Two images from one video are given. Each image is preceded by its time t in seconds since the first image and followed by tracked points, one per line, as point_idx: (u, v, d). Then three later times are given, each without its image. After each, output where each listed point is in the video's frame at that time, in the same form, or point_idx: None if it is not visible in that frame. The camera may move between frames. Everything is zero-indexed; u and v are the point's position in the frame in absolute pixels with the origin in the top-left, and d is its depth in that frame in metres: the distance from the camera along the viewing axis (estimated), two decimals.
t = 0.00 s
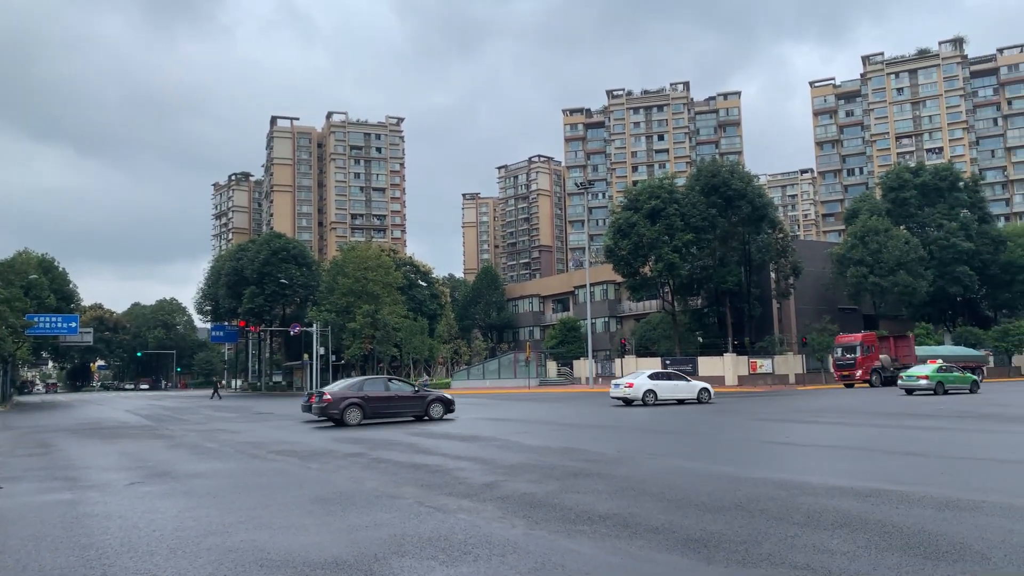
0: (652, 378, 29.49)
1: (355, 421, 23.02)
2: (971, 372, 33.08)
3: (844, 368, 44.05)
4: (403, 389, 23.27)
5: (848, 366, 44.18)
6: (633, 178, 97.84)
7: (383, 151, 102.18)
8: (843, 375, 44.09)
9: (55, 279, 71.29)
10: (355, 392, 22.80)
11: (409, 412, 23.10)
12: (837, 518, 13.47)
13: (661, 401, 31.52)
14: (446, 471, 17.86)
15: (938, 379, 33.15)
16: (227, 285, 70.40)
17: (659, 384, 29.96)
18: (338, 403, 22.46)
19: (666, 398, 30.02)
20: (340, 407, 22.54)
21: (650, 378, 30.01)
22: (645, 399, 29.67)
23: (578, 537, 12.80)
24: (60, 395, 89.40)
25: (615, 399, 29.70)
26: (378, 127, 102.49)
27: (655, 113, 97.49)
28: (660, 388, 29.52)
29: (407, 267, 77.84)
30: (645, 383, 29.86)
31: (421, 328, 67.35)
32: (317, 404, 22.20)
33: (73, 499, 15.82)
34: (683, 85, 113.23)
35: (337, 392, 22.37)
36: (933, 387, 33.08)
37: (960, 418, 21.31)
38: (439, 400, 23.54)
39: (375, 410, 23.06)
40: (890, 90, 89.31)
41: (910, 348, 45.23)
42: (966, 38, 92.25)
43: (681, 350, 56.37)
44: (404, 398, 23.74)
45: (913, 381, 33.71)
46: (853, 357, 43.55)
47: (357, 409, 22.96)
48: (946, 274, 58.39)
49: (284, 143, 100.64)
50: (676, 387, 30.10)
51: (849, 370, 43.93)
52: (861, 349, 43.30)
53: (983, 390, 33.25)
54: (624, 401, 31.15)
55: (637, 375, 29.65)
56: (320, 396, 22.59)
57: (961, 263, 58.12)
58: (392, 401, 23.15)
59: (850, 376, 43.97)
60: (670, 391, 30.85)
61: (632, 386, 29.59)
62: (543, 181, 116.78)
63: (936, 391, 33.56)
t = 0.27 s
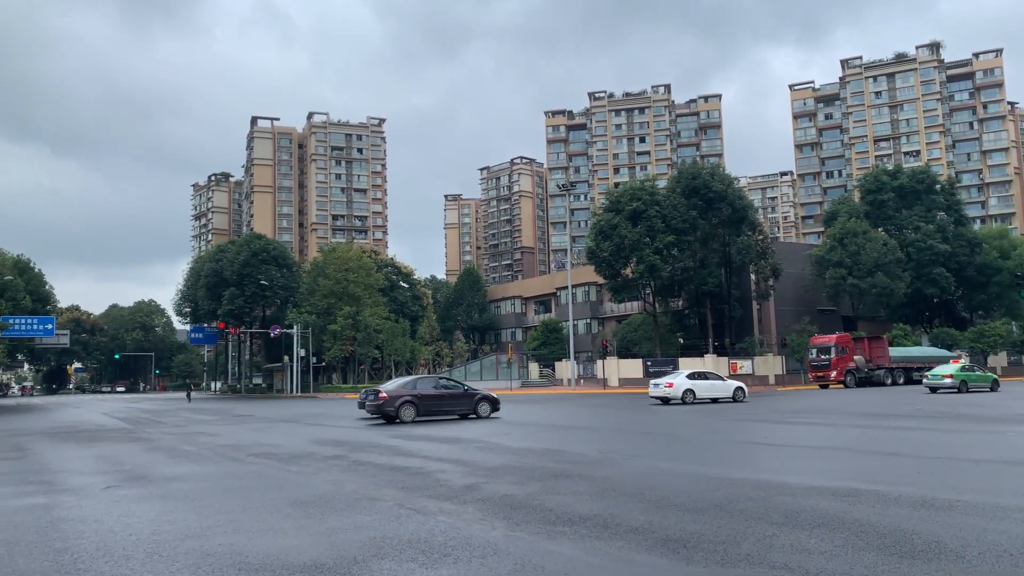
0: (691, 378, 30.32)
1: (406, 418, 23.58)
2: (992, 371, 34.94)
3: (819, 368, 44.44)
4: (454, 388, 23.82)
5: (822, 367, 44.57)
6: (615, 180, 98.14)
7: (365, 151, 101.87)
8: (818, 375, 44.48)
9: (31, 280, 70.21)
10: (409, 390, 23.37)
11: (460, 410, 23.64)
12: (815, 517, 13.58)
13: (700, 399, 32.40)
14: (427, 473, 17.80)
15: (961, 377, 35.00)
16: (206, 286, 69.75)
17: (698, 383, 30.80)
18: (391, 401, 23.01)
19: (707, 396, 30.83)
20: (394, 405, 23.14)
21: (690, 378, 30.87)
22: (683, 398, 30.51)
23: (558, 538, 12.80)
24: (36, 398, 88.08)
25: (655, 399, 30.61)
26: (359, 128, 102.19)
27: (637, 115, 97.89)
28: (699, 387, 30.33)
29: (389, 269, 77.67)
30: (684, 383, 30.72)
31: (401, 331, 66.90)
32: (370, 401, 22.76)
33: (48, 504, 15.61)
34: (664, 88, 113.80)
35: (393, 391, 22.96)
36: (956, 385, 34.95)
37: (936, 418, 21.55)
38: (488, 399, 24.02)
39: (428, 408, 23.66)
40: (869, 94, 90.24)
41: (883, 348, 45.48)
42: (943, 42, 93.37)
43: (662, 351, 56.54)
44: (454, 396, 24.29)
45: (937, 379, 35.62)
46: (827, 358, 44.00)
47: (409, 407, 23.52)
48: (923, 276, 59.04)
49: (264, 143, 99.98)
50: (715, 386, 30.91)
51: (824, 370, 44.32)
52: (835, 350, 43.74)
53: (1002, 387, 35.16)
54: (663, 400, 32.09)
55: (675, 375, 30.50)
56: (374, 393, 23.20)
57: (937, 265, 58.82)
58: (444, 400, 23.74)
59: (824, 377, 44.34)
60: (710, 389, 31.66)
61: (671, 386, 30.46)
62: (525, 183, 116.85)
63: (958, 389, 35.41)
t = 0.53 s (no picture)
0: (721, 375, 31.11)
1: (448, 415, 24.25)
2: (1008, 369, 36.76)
3: (797, 368, 44.77)
4: (494, 386, 24.51)
5: (801, 367, 44.92)
6: (599, 180, 98.38)
7: (348, 151, 101.57)
8: (797, 375, 44.82)
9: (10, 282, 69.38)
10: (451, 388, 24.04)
11: (500, 408, 24.30)
12: (797, 516, 13.66)
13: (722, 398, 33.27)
14: (411, 474, 17.76)
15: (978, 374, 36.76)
16: (188, 287, 69.21)
17: (728, 380, 31.71)
18: (434, 398, 23.67)
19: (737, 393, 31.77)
20: (437, 402, 23.80)
21: (720, 375, 31.77)
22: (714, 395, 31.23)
23: (541, 538, 12.81)
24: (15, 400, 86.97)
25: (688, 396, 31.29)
26: (343, 128, 101.90)
27: (621, 116, 98.18)
28: (730, 384, 31.09)
29: (373, 269, 77.49)
30: (716, 380, 31.57)
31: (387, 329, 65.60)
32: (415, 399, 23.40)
33: (27, 507, 15.44)
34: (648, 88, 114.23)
35: (437, 388, 23.61)
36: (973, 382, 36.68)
37: (916, 417, 21.77)
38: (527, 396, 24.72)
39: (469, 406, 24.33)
40: (850, 96, 90.96)
41: (861, 348, 45.97)
42: (922, 44, 94.22)
43: (646, 351, 56.71)
44: (493, 395, 24.93)
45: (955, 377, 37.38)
46: (806, 358, 44.35)
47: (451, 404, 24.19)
48: (904, 276, 59.65)
49: (247, 143, 99.44)
50: (743, 383, 31.88)
51: (802, 370, 44.67)
52: (814, 350, 44.10)
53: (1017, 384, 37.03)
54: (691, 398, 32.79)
55: (706, 372, 31.32)
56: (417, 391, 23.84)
57: (918, 265, 59.41)
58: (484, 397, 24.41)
59: (803, 376, 44.66)
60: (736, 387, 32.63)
61: (704, 382, 31.26)
62: (510, 183, 116.90)
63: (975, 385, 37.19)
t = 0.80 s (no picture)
0: (751, 371, 32.14)
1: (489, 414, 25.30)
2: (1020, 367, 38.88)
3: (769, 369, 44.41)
4: (534, 385, 25.58)
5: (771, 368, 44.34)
6: (578, 181, 98.70)
7: (327, 152, 101.07)
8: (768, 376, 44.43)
9: None
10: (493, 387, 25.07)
11: (539, 407, 25.35)
12: (773, 515, 13.73)
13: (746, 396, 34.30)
14: (390, 476, 17.72)
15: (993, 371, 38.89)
16: (164, 289, 68.49)
17: (756, 378, 32.69)
18: (477, 397, 24.67)
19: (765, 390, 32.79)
20: (481, 401, 24.83)
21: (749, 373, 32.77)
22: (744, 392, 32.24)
23: (520, 539, 12.81)
24: None
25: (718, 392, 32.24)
26: (321, 128, 101.43)
27: (600, 118, 98.71)
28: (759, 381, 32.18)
29: (352, 270, 77.21)
30: (745, 378, 32.56)
31: (366, 333, 65.91)
32: (459, 397, 24.39)
33: None
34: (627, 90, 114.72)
35: (480, 387, 24.61)
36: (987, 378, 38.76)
37: (892, 416, 22.04)
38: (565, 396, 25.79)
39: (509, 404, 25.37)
40: (826, 98, 91.99)
41: (832, 347, 46.61)
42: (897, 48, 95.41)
43: (624, 352, 56.94)
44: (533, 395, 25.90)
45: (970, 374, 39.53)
46: (777, 358, 44.10)
47: (494, 402, 25.24)
48: (879, 277, 60.34)
49: (224, 144, 98.65)
50: (770, 380, 32.92)
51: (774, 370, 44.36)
52: (785, 349, 43.97)
53: None
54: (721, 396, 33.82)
55: (736, 369, 32.31)
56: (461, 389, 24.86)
57: (892, 265, 60.13)
58: (524, 396, 25.47)
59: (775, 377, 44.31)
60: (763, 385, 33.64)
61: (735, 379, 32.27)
62: (490, 184, 116.88)
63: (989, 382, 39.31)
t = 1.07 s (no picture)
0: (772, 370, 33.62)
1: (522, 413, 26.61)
2: None
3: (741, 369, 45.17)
4: (563, 386, 26.88)
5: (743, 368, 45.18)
6: (558, 183, 99.03)
7: (305, 153, 100.56)
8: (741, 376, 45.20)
9: None
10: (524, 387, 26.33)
11: (567, 406, 26.62)
12: (750, 515, 13.78)
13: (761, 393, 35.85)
14: (368, 478, 17.68)
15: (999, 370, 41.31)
16: (140, 291, 67.76)
17: (774, 375, 34.22)
18: (510, 397, 25.96)
19: (783, 387, 34.39)
20: (513, 400, 25.85)
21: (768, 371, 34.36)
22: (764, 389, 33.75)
23: (499, 540, 12.81)
24: None
25: (739, 391, 33.71)
26: (300, 129, 100.91)
27: (579, 120, 99.08)
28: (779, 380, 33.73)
29: (331, 272, 76.88)
30: (765, 376, 34.12)
31: (343, 335, 67.24)
32: (493, 396, 25.61)
33: None
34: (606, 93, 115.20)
35: (513, 387, 25.84)
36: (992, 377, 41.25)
37: (867, 415, 22.32)
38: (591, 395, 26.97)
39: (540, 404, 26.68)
40: (802, 101, 93.00)
41: (805, 349, 46.94)
42: (872, 53, 96.77)
43: (604, 353, 57.16)
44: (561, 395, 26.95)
45: (976, 372, 42.10)
46: (749, 359, 44.79)
47: (525, 401, 26.53)
48: (854, 278, 61.04)
49: (202, 144, 97.86)
50: (788, 378, 34.55)
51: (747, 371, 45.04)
52: (757, 350, 44.69)
53: None
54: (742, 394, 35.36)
55: (756, 368, 33.76)
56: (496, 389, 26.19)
57: (867, 267, 60.83)
58: (553, 396, 26.76)
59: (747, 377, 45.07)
60: (779, 382, 35.27)
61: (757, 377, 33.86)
62: (470, 186, 116.92)
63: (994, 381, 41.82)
